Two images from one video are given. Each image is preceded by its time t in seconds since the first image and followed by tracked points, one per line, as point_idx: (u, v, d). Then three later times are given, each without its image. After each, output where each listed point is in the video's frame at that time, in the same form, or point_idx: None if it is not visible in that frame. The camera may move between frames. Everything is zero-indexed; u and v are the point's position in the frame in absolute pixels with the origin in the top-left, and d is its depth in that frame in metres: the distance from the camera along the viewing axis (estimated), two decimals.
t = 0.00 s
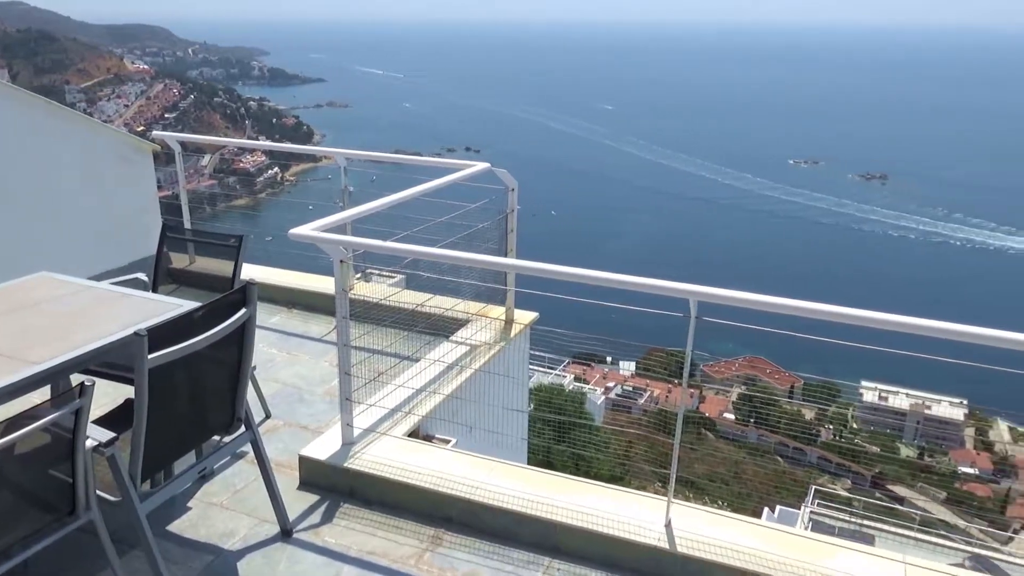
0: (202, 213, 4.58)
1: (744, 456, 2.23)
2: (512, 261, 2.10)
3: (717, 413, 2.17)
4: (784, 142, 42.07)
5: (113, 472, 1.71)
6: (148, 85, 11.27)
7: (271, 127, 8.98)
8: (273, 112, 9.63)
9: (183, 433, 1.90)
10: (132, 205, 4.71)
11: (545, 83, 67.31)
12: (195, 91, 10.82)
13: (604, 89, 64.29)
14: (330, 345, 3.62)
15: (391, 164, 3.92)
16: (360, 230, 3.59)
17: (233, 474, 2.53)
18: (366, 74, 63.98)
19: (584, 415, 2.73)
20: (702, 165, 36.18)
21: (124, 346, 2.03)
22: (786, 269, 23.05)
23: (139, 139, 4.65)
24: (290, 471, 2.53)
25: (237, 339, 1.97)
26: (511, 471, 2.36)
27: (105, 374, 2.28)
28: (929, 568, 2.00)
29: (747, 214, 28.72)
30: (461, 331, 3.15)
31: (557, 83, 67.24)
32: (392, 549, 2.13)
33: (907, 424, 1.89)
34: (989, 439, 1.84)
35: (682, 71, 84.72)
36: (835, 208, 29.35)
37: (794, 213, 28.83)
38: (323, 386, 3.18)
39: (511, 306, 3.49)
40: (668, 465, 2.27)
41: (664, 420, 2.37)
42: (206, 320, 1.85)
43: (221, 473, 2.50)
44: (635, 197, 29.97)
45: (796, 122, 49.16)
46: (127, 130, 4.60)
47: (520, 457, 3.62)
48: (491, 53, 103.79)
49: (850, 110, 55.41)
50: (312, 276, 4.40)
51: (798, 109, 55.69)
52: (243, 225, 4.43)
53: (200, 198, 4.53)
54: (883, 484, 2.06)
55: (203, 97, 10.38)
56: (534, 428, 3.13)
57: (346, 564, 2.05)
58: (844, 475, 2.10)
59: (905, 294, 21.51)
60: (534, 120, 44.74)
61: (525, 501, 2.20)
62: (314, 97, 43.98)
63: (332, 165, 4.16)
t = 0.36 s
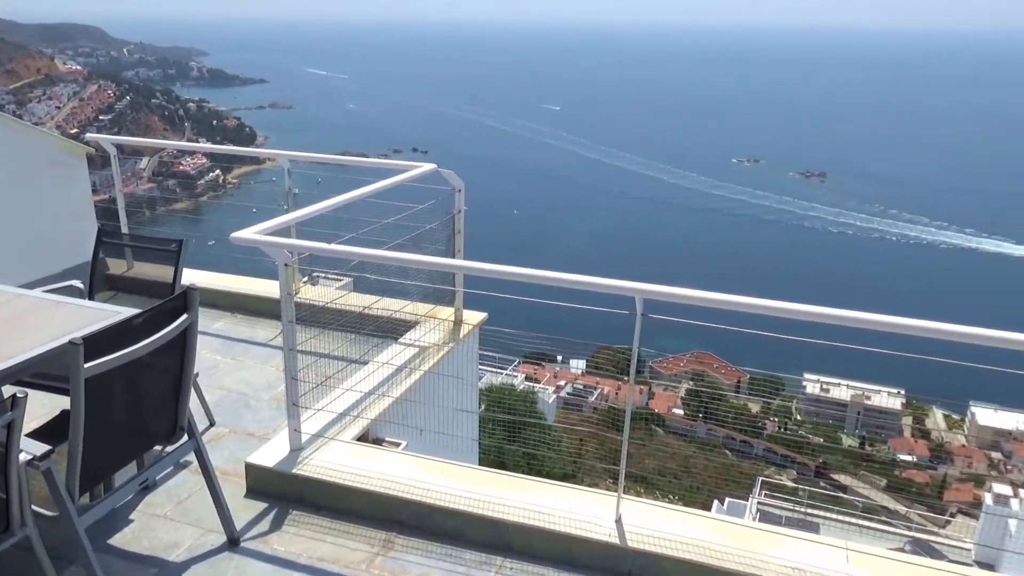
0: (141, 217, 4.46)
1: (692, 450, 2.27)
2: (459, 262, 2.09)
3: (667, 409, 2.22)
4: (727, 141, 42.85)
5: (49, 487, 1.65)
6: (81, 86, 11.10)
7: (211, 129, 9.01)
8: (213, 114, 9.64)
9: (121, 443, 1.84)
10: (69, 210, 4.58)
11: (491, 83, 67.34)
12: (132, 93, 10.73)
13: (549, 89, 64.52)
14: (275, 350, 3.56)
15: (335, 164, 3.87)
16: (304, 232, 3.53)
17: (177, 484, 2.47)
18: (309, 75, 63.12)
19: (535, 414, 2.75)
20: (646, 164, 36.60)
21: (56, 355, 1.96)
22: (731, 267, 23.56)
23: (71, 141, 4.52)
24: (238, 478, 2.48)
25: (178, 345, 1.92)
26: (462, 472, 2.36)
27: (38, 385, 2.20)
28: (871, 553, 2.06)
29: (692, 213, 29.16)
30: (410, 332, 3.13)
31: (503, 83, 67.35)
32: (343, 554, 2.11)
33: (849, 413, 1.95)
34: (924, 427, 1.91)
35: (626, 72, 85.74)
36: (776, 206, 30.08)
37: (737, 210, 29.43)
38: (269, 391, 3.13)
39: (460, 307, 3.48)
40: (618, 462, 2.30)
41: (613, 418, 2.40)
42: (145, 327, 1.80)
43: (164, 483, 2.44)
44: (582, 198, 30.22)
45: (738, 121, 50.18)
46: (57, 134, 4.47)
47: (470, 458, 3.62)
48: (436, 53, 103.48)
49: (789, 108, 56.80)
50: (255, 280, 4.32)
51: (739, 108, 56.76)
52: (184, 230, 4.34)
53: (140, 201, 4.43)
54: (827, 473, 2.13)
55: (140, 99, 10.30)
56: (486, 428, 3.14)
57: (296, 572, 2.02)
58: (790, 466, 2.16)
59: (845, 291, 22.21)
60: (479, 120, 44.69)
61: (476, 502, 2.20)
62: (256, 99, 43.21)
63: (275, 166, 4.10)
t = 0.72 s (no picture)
0: (78, 223, 4.31)
1: (643, 447, 2.30)
2: (409, 263, 2.07)
3: (618, 406, 2.24)
4: (673, 140, 43.43)
5: None
6: (13, 87, 10.92)
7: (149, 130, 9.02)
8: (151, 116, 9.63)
9: (59, 455, 1.78)
10: None
11: (436, 82, 67.13)
12: (67, 94, 10.63)
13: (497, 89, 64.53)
14: (220, 356, 3.49)
15: (280, 166, 3.80)
16: (248, 234, 3.46)
17: (119, 496, 2.40)
18: (250, 75, 62.00)
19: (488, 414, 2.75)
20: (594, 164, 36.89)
21: None
22: (677, 265, 24.00)
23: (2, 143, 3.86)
24: (183, 488, 2.42)
25: (117, 353, 1.85)
26: (414, 475, 2.34)
27: None
28: (819, 542, 2.11)
29: (639, 212, 29.49)
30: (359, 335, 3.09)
31: (449, 83, 67.22)
32: (293, 561, 2.07)
33: (796, 406, 1.99)
34: (866, 417, 1.97)
35: (574, 71, 86.42)
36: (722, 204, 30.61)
37: (683, 208, 29.92)
38: (214, 399, 3.06)
39: (409, 310, 3.46)
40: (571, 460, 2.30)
41: (566, 416, 2.41)
42: (82, 334, 1.73)
43: (105, 496, 2.37)
44: (531, 197, 30.34)
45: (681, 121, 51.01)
46: None
47: (423, 461, 3.59)
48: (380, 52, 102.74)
49: (732, 108, 57.90)
50: (199, 285, 4.22)
51: (684, 108, 57.60)
52: (122, 235, 4.21)
53: (77, 205, 4.25)
54: (773, 465, 2.18)
55: (75, 100, 10.22)
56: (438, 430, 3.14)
57: None
58: (737, 460, 2.20)
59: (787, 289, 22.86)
60: (427, 121, 44.48)
61: (431, 506, 2.18)
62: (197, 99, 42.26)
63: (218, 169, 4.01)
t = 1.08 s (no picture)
0: (13, 226, 4.11)
1: (596, 444, 2.33)
2: (359, 266, 2.05)
3: (572, 404, 2.25)
4: (622, 139, 43.84)
5: None
6: None
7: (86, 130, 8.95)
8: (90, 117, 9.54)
9: None
10: None
11: (385, 81, 66.59)
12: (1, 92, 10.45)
13: (446, 88, 64.32)
14: (165, 363, 3.40)
15: (225, 168, 3.71)
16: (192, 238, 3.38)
17: (60, 509, 2.32)
18: (193, 74, 60.65)
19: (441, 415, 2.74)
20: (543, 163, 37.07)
21: None
22: (627, 264, 24.30)
23: None
24: (127, 500, 2.36)
25: (55, 363, 1.79)
26: (365, 478, 2.32)
27: None
28: (770, 532, 2.14)
29: (590, 211, 29.72)
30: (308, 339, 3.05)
31: (399, 82, 66.84)
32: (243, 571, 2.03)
33: (744, 399, 2.02)
34: (811, 409, 2.02)
35: (526, 70, 86.59)
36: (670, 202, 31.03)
37: (632, 207, 30.27)
38: (158, 406, 2.98)
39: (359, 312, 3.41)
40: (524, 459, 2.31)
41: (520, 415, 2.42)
42: (18, 344, 1.67)
43: (45, 510, 2.29)
44: (482, 197, 30.34)
45: (630, 120, 51.56)
46: None
47: (374, 465, 3.56)
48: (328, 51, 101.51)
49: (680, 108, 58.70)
50: (141, 291, 4.10)
51: (632, 107, 58.24)
52: (59, 239, 4.08)
53: (13, 210, 4.06)
54: (724, 457, 2.23)
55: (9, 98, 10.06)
56: (391, 432, 3.11)
57: None
58: (688, 453, 2.24)
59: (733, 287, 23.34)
60: (375, 120, 44.13)
61: (384, 509, 2.16)
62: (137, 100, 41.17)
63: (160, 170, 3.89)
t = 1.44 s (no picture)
0: None
1: (553, 439, 2.34)
2: (308, 267, 2.01)
3: (528, 400, 2.25)
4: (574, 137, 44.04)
5: None
6: None
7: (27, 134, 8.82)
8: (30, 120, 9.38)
9: None
10: None
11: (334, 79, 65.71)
12: None
13: (398, 86, 63.81)
14: (109, 370, 3.31)
15: (166, 168, 3.59)
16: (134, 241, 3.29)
17: None
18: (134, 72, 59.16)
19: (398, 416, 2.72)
20: (497, 161, 37.05)
21: None
22: (578, 262, 24.48)
23: None
24: (71, 512, 2.28)
25: None
26: (316, 483, 2.29)
27: None
28: (723, 522, 2.17)
29: (543, 209, 29.79)
30: (258, 342, 2.98)
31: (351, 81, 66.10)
32: None
33: (697, 391, 2.04)
34: (763, 399, 2.06)
35: (479, 69, 86.32)
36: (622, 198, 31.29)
37: (584, 204, 30.50)
38: (103, 414, 2.90)
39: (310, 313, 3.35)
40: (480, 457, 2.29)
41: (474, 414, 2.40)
42: None
43: None
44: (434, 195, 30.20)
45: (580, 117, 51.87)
46: None
47: (328, 467, 3.50)
48: (275, 49, 100.09)
49: (632, 105, 59.15)
50: (83, 296, 3.98)
51: (584, 105, 58.52)
52: None
53: None
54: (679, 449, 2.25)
55: None
56: (345, 433, 3.07)
57: None
58: (644, 445, 2.26)
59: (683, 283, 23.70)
60: (326, 118, 43.59)
61: (339, 513, 2.14)
62: (76, 99, 40.00)
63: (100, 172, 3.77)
